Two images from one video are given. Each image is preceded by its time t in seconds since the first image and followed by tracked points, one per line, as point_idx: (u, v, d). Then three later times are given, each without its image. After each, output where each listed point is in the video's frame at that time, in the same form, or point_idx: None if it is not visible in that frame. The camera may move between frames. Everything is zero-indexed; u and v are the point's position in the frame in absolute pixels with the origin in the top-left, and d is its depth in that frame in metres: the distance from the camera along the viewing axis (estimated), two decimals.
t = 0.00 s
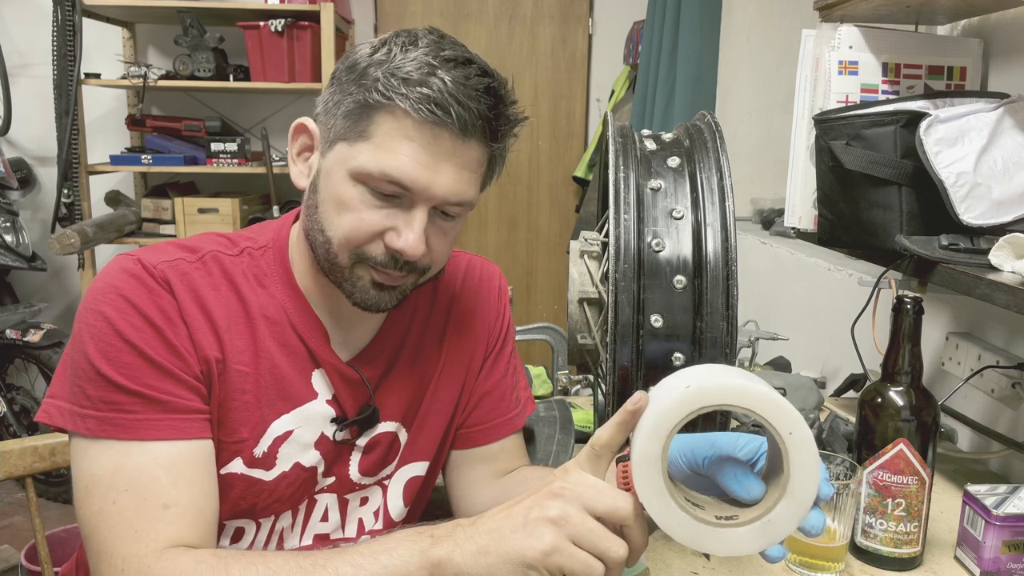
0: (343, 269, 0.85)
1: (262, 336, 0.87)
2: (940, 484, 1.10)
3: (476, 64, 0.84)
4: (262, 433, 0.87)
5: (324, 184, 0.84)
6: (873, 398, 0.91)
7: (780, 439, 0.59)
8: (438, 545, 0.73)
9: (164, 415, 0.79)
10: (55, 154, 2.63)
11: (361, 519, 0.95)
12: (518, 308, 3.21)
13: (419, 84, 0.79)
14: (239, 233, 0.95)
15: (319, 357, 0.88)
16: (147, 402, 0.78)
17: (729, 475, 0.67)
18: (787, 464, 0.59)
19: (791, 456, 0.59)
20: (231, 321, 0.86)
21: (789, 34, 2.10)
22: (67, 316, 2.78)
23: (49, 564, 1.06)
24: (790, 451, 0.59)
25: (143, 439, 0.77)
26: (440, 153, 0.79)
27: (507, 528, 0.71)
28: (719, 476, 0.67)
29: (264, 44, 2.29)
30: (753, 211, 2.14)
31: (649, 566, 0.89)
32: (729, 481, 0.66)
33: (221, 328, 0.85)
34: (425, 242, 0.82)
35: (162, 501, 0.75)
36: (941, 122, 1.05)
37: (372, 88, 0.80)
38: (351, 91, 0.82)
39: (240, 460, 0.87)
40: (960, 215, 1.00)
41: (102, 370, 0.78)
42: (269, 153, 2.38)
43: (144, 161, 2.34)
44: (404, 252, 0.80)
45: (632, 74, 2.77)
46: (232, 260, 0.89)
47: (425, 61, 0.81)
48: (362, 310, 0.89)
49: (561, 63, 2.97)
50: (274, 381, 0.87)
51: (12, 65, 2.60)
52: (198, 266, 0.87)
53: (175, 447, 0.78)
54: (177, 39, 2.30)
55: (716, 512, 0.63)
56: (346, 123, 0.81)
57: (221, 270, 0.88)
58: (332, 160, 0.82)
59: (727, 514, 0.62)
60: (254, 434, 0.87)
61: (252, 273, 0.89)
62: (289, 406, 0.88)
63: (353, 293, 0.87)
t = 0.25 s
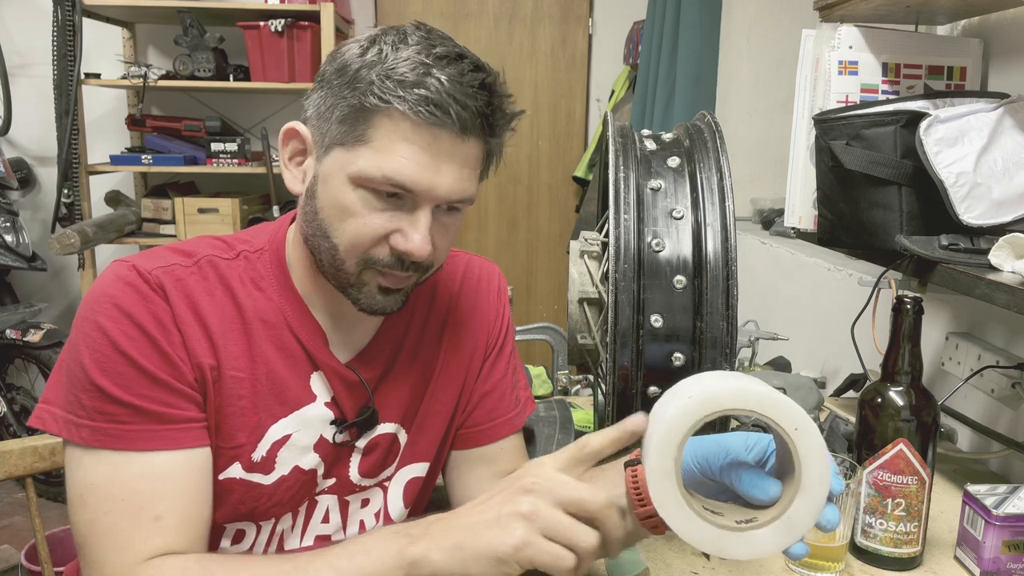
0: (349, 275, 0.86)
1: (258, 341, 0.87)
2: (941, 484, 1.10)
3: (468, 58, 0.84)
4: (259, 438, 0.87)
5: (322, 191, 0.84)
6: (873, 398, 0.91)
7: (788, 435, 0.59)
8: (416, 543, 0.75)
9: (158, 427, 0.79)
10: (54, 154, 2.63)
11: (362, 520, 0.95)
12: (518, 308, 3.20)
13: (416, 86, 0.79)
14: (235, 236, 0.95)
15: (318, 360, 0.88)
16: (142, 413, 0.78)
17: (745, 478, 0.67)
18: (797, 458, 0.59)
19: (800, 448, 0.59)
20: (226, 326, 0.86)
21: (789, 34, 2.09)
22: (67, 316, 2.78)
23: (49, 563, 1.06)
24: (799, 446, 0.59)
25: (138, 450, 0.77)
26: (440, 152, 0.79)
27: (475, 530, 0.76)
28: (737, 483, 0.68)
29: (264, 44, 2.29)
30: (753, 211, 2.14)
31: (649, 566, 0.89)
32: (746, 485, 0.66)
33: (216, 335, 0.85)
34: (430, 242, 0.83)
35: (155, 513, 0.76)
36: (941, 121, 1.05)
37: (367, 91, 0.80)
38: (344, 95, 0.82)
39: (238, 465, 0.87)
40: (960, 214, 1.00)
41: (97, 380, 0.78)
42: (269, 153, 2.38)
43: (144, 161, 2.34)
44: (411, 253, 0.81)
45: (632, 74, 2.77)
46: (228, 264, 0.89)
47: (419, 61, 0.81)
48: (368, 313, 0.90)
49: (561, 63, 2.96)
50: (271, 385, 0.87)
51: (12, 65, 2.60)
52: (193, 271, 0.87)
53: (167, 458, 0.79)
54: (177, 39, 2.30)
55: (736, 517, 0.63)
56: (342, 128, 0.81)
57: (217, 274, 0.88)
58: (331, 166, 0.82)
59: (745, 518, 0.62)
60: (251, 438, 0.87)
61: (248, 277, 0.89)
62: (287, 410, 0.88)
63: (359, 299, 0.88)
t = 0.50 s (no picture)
0: (361, 265, 0.87)
1: (250, 342, 0.87)
2: (941, 484, 1.10)
3: (456, 39, 0.88)
4: (252, 439, 0.87)
5: (331, 183, 0.85)
6: (873, 398, 0.91)
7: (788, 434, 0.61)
8: (356, 542, 0.69)
9: (131, 434, 0.78)
10: (55, 154, 2.63)
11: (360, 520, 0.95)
12: (518, 308, 3.20)
13: (421, 68, 0.83)
14: (232, 238, 0.96)
15: (314, 360, 0.88)
16: (118, 417, 0.78)
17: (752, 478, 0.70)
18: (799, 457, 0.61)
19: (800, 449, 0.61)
20: (216, 329, 0.86)
21: (789, 34, 2.09)
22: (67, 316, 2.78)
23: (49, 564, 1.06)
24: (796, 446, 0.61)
25: (108, 456, 0.77)
26: (450, 130, 0.83)
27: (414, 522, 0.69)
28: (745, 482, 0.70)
29: (264, 44, 2.29)
30: (753, 211, 2.14)
31: (649, 566, 0.89)
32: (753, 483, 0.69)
33: (205, 337, 0.85)
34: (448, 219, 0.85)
35: (109, 519, 0.74)
36: (941, 121, 1.05)
37: (371, 79, 0.82)
38: (346, 85, 0.84)
39: (231, 466, 0.87)
40: (960, 215, 1.00)
41: (77, 383, 0.78)
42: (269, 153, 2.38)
43: (144, 161, 2.34)
44: (432, 231, 0.83)
45: (632, 74, 2.77)
46: (223, 265, 0.90)
47: (417, 44, 0.84)
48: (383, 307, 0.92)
49: (561, 63, 2.96)
50: (264, 386, 0.87)
51: (12, 65, 2.60)
52: (186, 273, 0.87)
53: (140, 465, 0.78)
54: (177, 39, 2.30)
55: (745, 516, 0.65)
56: (349, 117, 0.83)
57: (210, 276, 0.88)
58: (339, 157, 0.84)
59: (753, 518, 0.64)
60: (244, 439, 0.87)
61: (243, 278, 0.90)
62: (280, 410, 0.87)
63: (374, 289, 0.89)
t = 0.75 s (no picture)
0: (368, 249, 0.87)
1: (249, 337, 0.87)
2: (941, 484, 1.10)
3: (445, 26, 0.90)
4: (251, 434, 0.87)
5: (330, 170, 0.86)
6: (873, 398, 0.91)
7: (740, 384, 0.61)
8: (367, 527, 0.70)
9: (138, 421, 0.78)
10: (54, 154, 2.63)
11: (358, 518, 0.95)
12: (518, 308, 3.20)
13: (413, 48, 0.84)
14: (229, 236, 0.96)
15: (312, 356, 0.88)
16: (122, 407, 0.78)
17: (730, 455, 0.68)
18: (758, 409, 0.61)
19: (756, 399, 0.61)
20: (216, 323, 0.86)
21: (789, 34, 2.09)
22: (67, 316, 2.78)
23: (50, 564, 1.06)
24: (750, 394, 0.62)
25: (114, 444, 0.76)
26: (446, 110, 0.85)
27: (395, 446, 0.67)
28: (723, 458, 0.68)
29: (264, 44, 2.29)
30: (753, 211, 2.13)
31: (649, 566, 0.89)
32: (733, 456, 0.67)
33: (205, 332, 0.85)
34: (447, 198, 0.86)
35: (117, 506, 0.73)
36: (941, 122, 1.05)
37: (365, 63, 0.84)
38: (341, 72, 0.85)
39: (230, 461, 0.87)
40: (960, 214, 1.00)
41: (80, 375, 0.78)
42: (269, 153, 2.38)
43: (144, 161, 2.34)
44: (434, 210, 0.84)
45: (633, 74, 2.76)
46: (220, 262, 0.90)
47: (408, 27, 0.86)
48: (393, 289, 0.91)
49: (561, 63, 2.96)
50: (263, 381, 0.87)
51: (12, 65, 2.60)
52: (184, 269, 0.87)
53: (151, 453, 0.78)
54: (177, 39, 2.30)
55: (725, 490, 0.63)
56: (346, 102, 0.84)
57: (208, 271, 0.88)
58: (338, 143, 0.85)
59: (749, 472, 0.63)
60: (243, 435, 0.87)
61: (241, 274, 0.90)
62: (279, 406, 0.88)
63: (383, 273, 0.88)
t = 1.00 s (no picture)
0: (368, 247, 0.87)
1: (253, 338, 0.87)
2: (940, 484, 1.10)
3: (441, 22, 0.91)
4: (256, 436, 0.87)
5: (328, 167, 0.86)
6: (873, 398, 0.91)
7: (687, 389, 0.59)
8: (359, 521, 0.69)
9: (150, 423, 0.77)
10: (55, 154, 2.63)
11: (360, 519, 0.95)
12: (518, 308, 3.20)
13: (408, 43, 0.84)
14: (229, 237, 0.96)
15: (315, 357, 0.89)
16: (134, 409, 0.77)
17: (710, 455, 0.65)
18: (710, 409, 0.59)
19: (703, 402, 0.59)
20: (220, 324, 0.86)
21: (789, 34, 2.09)
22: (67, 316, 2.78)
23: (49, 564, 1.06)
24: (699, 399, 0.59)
25: (130, 447, 0.76)
26: (441, 103, 0.84)
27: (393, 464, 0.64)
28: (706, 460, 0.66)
29: (264, 44, 2.29)
30: (753, 211, 2.13)
31: (649, 566, 0.89)
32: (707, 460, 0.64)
33: (210, 333, 0.85)
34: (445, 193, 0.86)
35: (141, 510, 0.73)
36: (940, 121, 1.05)
37: (359, 58, 0.84)
38: (337, 69, 0.85)
39: (235, 463, 0.87)
40: (960, 214, 1.00)
41: (90, 379, 0.78)
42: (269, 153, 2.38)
43: (144, 161, 2.34)
44: (431, 206, 0.84)
45: (632, 74, 2.77)
46: (222, 263, 0.90)
47: (402, 24, 0.86)
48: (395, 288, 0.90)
49: (561, 63, 2.96)
50: (267, 381, 0.87)
51: (12, 65, 2.60)
52: (187, 270, 0.87)
53: (171, 453, 0.77)
54: (177, 39, 2.30)
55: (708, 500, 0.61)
56: (342, 99, 0.84)
57: (211, 273, 0.88)
58: (335, 140, 0.85)
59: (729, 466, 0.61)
60: (248, 436, 0.86)
61: (243, 275, 0.90)
62: (283, 407, 0.88)
63: (383, 270, 0.88)
